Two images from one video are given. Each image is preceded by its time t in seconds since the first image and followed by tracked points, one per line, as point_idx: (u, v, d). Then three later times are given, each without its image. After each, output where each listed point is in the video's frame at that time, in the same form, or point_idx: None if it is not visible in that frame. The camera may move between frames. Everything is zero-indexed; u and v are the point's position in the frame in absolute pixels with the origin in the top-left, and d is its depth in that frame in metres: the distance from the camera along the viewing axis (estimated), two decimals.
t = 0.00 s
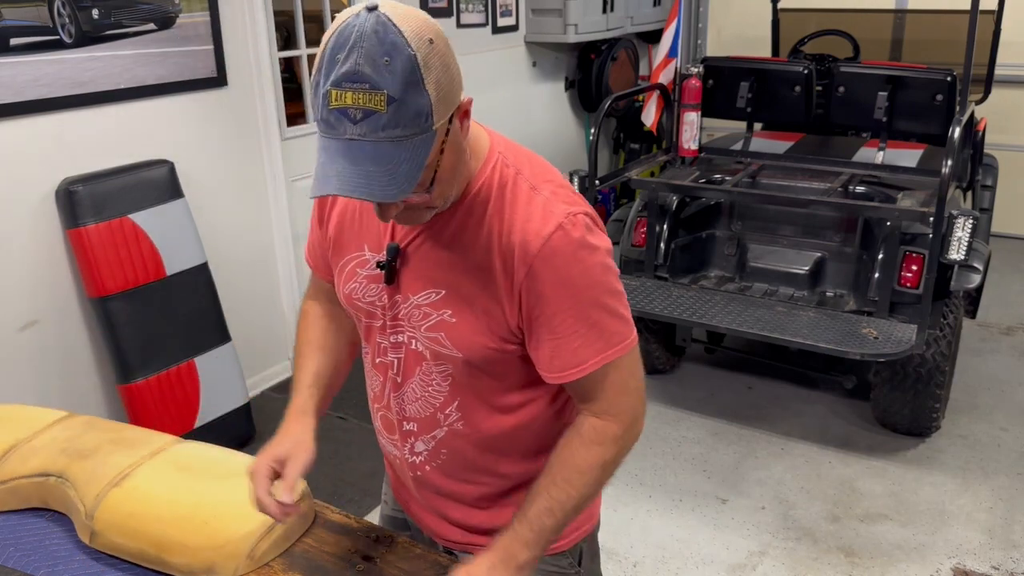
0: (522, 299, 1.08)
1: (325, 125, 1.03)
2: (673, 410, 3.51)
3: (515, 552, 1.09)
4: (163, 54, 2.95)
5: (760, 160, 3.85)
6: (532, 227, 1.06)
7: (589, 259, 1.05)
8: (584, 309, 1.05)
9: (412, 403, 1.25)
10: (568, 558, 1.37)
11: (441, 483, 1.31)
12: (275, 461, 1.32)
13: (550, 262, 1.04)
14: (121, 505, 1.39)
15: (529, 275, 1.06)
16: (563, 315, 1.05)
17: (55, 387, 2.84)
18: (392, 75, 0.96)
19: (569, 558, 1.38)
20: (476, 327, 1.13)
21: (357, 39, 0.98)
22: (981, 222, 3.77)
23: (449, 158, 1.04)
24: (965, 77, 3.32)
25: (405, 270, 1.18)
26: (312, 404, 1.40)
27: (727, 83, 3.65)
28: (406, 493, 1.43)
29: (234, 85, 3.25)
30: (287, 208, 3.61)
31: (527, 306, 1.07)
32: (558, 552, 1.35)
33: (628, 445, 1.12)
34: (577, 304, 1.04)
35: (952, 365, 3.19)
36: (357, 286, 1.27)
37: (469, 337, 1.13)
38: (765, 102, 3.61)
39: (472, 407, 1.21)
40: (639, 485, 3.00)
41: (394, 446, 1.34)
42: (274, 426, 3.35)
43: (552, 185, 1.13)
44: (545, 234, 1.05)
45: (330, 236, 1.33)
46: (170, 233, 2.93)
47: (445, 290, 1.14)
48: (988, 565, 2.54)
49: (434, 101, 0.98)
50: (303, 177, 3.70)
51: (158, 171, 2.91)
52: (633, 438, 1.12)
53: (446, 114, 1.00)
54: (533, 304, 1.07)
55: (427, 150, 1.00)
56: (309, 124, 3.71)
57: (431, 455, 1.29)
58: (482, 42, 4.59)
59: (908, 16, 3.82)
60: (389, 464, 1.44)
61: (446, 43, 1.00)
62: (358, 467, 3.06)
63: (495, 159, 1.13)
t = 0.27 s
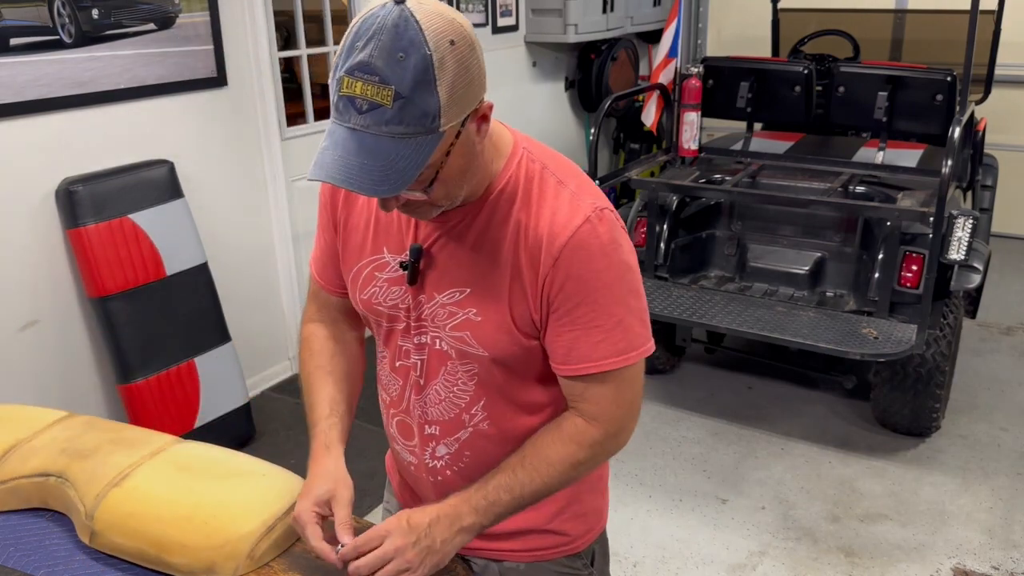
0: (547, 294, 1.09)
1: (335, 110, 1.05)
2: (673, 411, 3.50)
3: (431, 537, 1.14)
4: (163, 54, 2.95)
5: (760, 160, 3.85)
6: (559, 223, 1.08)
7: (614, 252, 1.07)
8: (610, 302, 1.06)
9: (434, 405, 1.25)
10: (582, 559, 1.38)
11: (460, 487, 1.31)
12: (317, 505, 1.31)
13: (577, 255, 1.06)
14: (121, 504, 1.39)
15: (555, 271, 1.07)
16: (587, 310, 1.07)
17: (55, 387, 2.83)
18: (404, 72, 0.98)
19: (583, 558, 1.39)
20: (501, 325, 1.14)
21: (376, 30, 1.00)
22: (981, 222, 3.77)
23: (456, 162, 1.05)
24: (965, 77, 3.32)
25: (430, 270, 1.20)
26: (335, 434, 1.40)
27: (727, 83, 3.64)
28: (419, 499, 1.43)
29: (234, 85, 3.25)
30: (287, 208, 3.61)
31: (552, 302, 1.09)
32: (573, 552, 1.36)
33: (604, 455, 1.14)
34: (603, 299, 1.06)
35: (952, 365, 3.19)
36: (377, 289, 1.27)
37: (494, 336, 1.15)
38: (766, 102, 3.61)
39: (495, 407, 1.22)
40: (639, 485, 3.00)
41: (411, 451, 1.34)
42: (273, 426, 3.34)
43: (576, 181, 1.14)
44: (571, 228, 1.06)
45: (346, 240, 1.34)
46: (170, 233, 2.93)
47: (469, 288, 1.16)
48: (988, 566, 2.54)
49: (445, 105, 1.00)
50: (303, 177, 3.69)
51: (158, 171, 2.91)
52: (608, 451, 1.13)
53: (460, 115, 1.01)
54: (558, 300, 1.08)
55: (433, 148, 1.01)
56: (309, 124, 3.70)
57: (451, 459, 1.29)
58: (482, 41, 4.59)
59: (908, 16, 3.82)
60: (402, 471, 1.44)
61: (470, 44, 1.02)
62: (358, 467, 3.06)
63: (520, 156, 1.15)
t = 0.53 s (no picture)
0: (557, 296, 1.09)
1: (351, 106, 1.05)
2: (673, 411, 3.50)
3: (444, 539, 1.15)
4: (163, 54, 2.95)
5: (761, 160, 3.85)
6: (569, 225, 1.08)
7: (625, 254, 1.07)
8: (621, 304, 1.06)
9: (441, 407, 1.25)
10: (587, 560, 1.38)
11: (465, 490, 1.31)
12: (313, 502, 1.31)
13: (588, 257, 1.06)
14: (121, 504, 1.39)
15: (565, 273, 1.07)
16: (597, 313, 1.07)
17: (55, 387, 2.83)
18: (421, 72, 0.98)
19: (587, 560, 1.39)
20: (509, 327, 1.14)
21: (394, 29, 1.00)
22: (981, 222, 3.77)
23: (467, 164, 1.05)
24: (965, 77, 3.32)
25: (439, 272, 1.20)
26: (332, 431, 1.40)
27: (727, 83, 3.64)
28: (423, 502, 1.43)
29: (234, 85, 3.25)
30: (287, 208, 3.61)
31: (561, 304, 1.09)
32: (578, 554, 1.36)
33: (615, 460, 1.13)
34: (612, 301, 1.06)
35: (952, 365, 3.19)
36: (383, 290, 1.27)
37: (503, 337, 1.15)
38: (765, 102, 3.61)
39: (502, 409, 1.22)
40: (639, 485, 3.00)
41: (416, 453, 1.34)
42: (273, 426, 3.34)
43: (587, 183, 1.14)
44: (582, 230, 1.06)
45: (352, 241, 1.34)
46: (170, 233, 2.93)
47: (478, 290, 1.16)
48: (988, 566, 2.54)
49: (460, 106, 1.00)
50: (303, 177, 3.69)
51: (158, 171, 2.91)
52: (619, 457, 1.13)
53: (473, 118, 1.01)
54: (568, 302, 1.08)
55: (444, 150, 1.01)
56: (309, 124, 3.71)
57: (456, 462, 1.29)
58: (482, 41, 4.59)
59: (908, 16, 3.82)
60: (406, 474, 1.44)
61: (488, 46, 1.02)
62: (358, 467, 3.06)
63: (530, 157, 1.15)
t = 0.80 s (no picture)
0: (553, 298, 1.09)
1: (343, 111, 1.05)
2: (673, 411, 3.50)
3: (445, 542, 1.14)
4: (163, 54, 2.95)
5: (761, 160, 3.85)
6: (565, 227, 1.08)
7: (620, 257, 1.07)
8: (618, 306, 1.06)
9: (439, 410, 1.25)
10: (586, 561, 1.38)
11: (464, 492, 1.31)
12: (320, 494, 1.31)
13: (584, 260, 1.06)
14: (122, 504, 1.39)
15: (561, 276, 1.07)
16: (594, 315, 1.07)
17: (55, 387, 2.84)
18: (415, 78, 0.98)
19: (587, 561, 1.39)
20: (506, 330, 1.14)
21: (388, 34, 1.00)
22: (981, 222, 3.77)
23: (461, 169, 1.05)
24: (965, 77, 3.32)
25: (436, 275, 1.20)
26: (334, 430, 1.40)
27: (727, 83, 3.64)
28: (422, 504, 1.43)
29: (234, 85, 3.25)
30: (287, 208, 3.61)
31: (558, 307, 1.09)
32: (577, 555, 1.36)
33: (614, 461, 1.13)
34: (608, 302, 1.06)
35: (952, 365, 3.19)
36: (381, 293, 1.27)
37: (500, 341, 1.15)
38: (765, 102, 3.61)
39: (500, 412, 1.22)
40: (640, 485, 3.00)
41: (415, 455, 1.34)
42: (274, 426, 3.34)
43: (583, 185, 1.14)
44: (577, 232, 1.06)
45: (349, 243, 1.34)
46: (170, 233, 2.93)
47: (474, 293, 1.16)
48: (988, 566, 2.54)
49: (454, 111, 0.99)
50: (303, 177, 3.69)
51: (158, 171, 2.91)
52: (619, 458, 1.13)
53: (467, 124, 1.01)
54: (564, 304, 1.08)
55: (438, 155, 1.01)
56: (309, 124, 3.71)
57: (455, 464, 1.29)
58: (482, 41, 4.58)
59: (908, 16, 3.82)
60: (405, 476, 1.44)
61: (481, 50, 1.02)
62: (358, 467, 3.06)
63: (525, 159, 1.15)
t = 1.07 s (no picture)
0: (547, 298, 1.09)
1: (334, 108, 1.05)
2: (673, 410, 3.50)
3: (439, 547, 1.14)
4: (163, 54, 2.95)
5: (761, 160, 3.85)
6: (558, 227, 1.08)
7: (613, 257, 1.06)
8: (611, 306, 1.06)
9: (434, 410, 1.25)
10: (583, 561, 1.38)
11: (460, 492, 1.31)
12: (316, 501, 1.30)
13: (577, 260, 1.06)
14: (122, 504, 1.39)
15: (554, 276, 1.07)
16: (586, 315, 1.07)
17: (55, 387, 2.84)
18: (405, 75, 0.98)
19: (584, 561, 1.39)
20: (500, 329, 1.14)
21: (379, 32, 0.99)
22: (981, 222, 3.77)
23: (453, 168, 1.05)
24: (965, 77, 3.32)
25: (430, 275, 1.20)
26: (332, 433, 1.39)
27: (727, 83, 3.64)
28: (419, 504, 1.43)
29: (234, 84, 3.25)
30: (287, 208, 3.61)
31: (550, 307, 1.09)
32: (574, 555, 1.36)
33: (608, 460, 1.13)
34: (601, 303, 1.06)
35: (952, 365, 3.19)
36: (375, 293, 1.27)
37: (494, 340, 1.15)
38: (766, 102, 3.61)
39: (495, 412, 1.22)
40: (640, 485, 3.00)
41: (411, 456, 1.34)
42: (274, 426, 3.34)
43: (576, 184, 1.14)
44: (570, 232, 1.06)
45: (344, 244, 1.34)
46: (170, 232, 2.93)
47: (468, 293, 1.16)
48: (988, 566, 2.54)
49: (445, 110, 0.99)
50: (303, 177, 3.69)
51: (158, 171, 2.91)
52: (612, 458, 1.13)
53: (459, 122, 1.01)
54: (557, 304, 1.08)
55: (429, 153, 1.01)
56: (309, 124, 3.71)
57: (450, 464, 1.29)
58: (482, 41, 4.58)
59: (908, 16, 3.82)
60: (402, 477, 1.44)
61: (473, 50, 1.01)
62: (359, 467, 3.06)
63: (519, 159, 1.15)
